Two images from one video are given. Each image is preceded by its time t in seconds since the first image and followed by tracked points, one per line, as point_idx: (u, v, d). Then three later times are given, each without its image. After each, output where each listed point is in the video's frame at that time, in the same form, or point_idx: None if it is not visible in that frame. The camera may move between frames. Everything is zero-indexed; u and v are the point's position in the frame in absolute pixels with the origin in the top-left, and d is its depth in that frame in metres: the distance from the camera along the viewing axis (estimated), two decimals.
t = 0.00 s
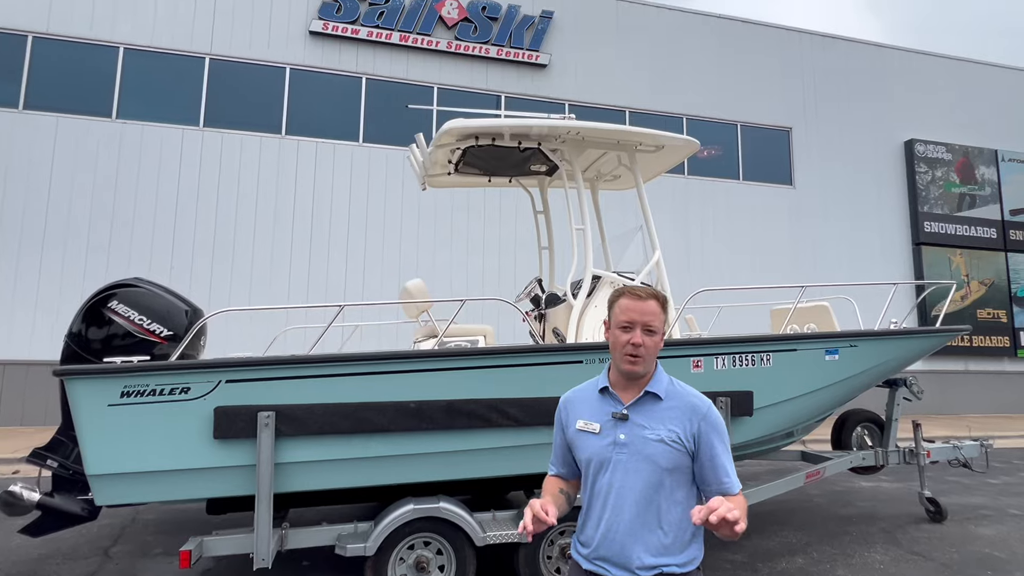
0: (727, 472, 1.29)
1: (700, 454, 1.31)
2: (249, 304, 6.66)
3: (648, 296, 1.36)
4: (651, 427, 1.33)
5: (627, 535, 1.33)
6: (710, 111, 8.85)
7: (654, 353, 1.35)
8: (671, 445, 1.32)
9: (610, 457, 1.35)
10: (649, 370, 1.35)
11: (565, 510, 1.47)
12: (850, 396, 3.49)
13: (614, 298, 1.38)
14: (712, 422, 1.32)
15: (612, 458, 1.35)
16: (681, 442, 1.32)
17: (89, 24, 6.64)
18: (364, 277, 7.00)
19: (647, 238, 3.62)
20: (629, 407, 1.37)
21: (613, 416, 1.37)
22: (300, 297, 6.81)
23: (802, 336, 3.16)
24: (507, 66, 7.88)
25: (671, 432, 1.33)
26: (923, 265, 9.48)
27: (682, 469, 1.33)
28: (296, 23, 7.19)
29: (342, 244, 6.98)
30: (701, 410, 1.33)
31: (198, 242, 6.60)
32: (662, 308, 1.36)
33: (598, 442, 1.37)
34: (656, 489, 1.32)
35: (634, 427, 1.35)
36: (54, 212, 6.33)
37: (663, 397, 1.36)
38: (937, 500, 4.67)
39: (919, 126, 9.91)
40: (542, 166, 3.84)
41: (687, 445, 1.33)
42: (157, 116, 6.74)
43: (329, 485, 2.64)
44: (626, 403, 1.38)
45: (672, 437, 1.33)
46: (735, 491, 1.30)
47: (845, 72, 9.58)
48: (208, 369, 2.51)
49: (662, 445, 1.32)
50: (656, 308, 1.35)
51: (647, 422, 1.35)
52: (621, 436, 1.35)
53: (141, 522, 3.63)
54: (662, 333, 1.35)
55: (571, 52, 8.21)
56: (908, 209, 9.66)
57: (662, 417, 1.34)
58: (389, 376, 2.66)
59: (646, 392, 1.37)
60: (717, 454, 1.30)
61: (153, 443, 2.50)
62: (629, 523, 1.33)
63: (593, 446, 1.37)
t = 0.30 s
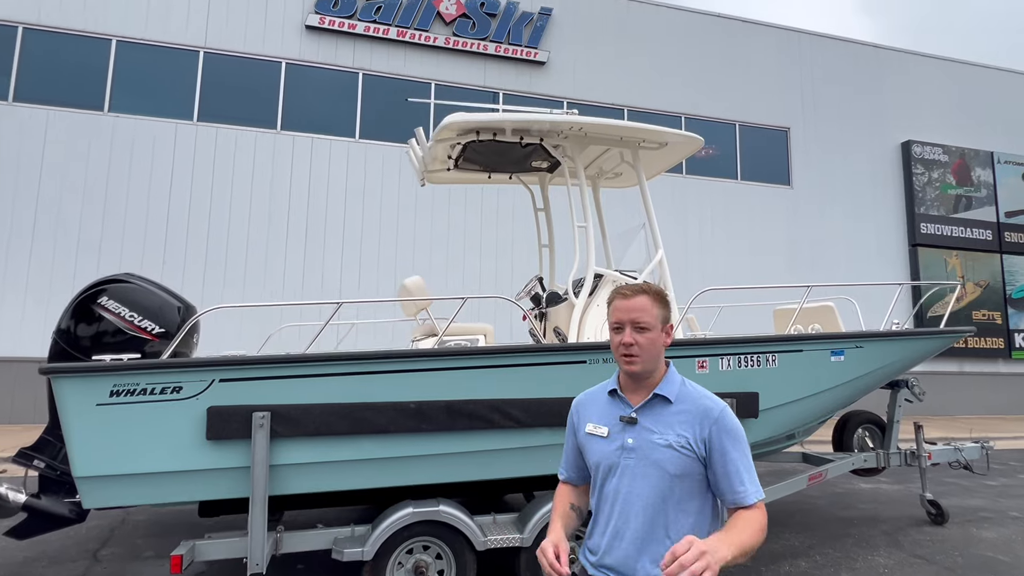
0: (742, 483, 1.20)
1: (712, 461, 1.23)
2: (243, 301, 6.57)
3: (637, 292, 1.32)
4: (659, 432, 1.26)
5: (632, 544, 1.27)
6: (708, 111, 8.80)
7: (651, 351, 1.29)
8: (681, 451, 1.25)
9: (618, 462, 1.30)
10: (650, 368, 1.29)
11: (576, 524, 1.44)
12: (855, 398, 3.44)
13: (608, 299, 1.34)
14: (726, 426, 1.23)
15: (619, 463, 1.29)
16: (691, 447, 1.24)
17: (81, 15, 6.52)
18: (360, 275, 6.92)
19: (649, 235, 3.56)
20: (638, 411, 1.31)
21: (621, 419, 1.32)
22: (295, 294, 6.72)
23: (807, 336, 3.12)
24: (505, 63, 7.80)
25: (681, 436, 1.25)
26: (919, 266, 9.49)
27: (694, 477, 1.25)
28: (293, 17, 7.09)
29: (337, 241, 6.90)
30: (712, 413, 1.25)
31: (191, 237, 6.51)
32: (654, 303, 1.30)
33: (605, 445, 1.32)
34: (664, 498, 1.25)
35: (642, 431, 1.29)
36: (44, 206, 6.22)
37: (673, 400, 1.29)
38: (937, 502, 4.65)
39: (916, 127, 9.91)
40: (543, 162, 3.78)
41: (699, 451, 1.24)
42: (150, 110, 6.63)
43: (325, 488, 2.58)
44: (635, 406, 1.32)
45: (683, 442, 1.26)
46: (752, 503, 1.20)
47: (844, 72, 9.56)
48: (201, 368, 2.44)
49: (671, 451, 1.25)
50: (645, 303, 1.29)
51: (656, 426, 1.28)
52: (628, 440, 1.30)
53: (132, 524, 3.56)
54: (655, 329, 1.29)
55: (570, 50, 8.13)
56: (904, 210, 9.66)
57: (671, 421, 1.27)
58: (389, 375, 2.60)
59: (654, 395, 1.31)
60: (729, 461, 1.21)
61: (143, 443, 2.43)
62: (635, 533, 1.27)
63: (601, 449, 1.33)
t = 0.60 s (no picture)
0: (734, 491, 1.14)
1: (706, 468, 1.19)
2: (236, 298, 6.48)
3: (623, 294, 1.34)
4: (655, 435, 1.25)
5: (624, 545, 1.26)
6: (706, 110, 8.77)
7: (633, 350, 1.29)
8: (675, 455, 1.22)
9: (617, 463, 1.31)
10: (635, 368, 1.30)
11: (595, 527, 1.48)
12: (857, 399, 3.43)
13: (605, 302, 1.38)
14: (721, 433, 1.18)
15: (619, 465, 1.30)
16: (686, 452, 1.22)
17: (71, 7, 6.40)
18: (355, 273, 6.84)
19: (651, 234, 3.52)
20: (639, 414, 1.32)
21: (624, 422, 1.33)
22: (289, 292, 6.63)
23: (811, 337, 3.11)
24: (503, 60, 7.74)
25: (676, 440, 1.23)
26: (913, 267, 9.52)
27: (689, 483, 1.22)
28: (287, 12, 7.00)
29: (332, 239, 6.82)
30: (710, 419, 1.21)
31: (184, 234, 6.41)
32: (636, 303, 1.31)
33: (606, 447, 1.34)
34: (659, 502, 1.24)
35: (642, 435, 1.28)
36: (33, 201, 6.10)
37: (674, 404, 1.27)
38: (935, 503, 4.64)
39: (911, 130, 9.93)
40: (544, 160, 3.73)
41: (695, 456, 1.21)
42: (141, 104, 6.52)
43: (325, 489, 2.56)
44: (638, 408, 1.33)
45: (679, 447, 1.23)
46: (745, 514, 1.14)
47: (840, 74, 9.56)
48: (196, 368, 2.40)
49: (666, 455, 1.23)
50: (625, 303, 1.31)
51: (654, 430, 1.27)
52: (629, 443, 1.30)
53: (125, 526, 3.50)
54: (635, 328, 1.29)
55: (567, 47, 8.07)
56: (899, 212, 9.68)
57: (669, 425, 1.25)
58: (389, 375, 2.58)
59: (653, 398, 1.30)
60: (720, 469, 1.16)
61: (136, 444, 2.38)
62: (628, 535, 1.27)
63: (604, 451, 1.34)
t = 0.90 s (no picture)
0: (715, 483, 1.10)
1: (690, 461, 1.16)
2: (228, 295, 6.41)
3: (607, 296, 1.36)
4: (641, 429, 1.25)
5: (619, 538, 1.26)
6: (700, 110, 8.76)
7: (613, 350, 1.31)
8: (660, 448, 1.21)
9: (611, 457, 1.31)
10: (617, 369, 1.31)
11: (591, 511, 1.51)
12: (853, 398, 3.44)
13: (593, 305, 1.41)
14: (702, 425, 1.15)
15: (613, 458, 1.31)
16: (670, 445, 1.20)
17: None
18: (348, 270, 6.79)
19: (650, 232, 3.50)
20: (631, 409, 1.31)
21: (618, 417, 1.34)
22: (281, 290, 6.57)
23: (810, 336, 3.11)
24: (498, 58, 7.70)
25: (660, 433, 1.22)
26: (904, 267, 9.59)
27: (677, 476, 1.20)
28: (281, 7, 6.93)
29: (325, 236, 6.76)
30: (694, 411, 1.18)
31: (175, 230, 6.33)
32: (613, 304, 1.32)
33: (603, 440, 1.35)
34: (649, 497, 1.22)
35: (632, 429, 1.28)
36: (19, 195, 5.99)
37: (661, 398, 1.26)
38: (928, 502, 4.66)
39: (902, 132, 9.99)
40: (542, 157, 3.71)
41: (679, 449, 1.19)
42: (131, 98, 6.43)
43: (321, 489, 2.53)
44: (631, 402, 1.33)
45: (664, 440, 1.21)
46: (729, 507, 1.09)
47: (833, 75, 9.60)
48: (191, 365, 2.37)
49: (651, 448, 1.22)
50: (605, 305, 1.34)
51: (643, 423, 1.26)
52: (621, 437, 1.30)
53: (115, 527, 3.45)
54: (611, 328, 1.31)
55: (562, 46, 8.04)
56: (890, 213, 9.74)
57: (656, 419, 1.24)
58: (387, 374, 2.56)
59: (643, 393, 1.29)
60: (702, 462, 1.13)
61: (128, 443, 2.34)
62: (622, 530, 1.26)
63: (600, 445, 1.36)
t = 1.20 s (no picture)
0: (702, 478, 1.10)
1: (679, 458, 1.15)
2: (218, 293, 6.35)
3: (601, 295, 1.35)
4: (631, 426, 1.24)
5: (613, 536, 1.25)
6: (693, 110, 8.77)
7: (609, 350, 1.30)
8: (650, 445, 1.20)
9: (604, 455, 1.31)
10: (613, 369, 1.30)
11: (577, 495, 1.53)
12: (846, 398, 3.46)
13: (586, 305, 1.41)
14: (690, 421, 1.14)
15: (606, 457, 1.30)
16: (659, 442, 1.19)
17: None
18: (340, 268, 6.74)
19: (646, 232, 3.50)
20: (624, 407, 1.31)
21: (611, 416, 1.33)
22: (272, 288, 6.52)
23: (804, 336, 3.12)
24: (492, 56, 7.67)
25: (650, 430, 1.21)
26: (893, 268, 9.67)
27: (666, 473, 1.19)
28: (273, 3, 6.85)
29: (317, 234, 6.71)
30: (681, 407, 1.17)
31: (165, 228, 6.26)
32: (607, 303, 1.31)
33: (598, 439, 1.35)
34: (640, 494, 1.21)
35: (624, 427, 1.27)
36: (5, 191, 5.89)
37: (652, 396, 1.25)
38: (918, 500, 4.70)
39: (892, 133, 10.07)
40: (537, 156, 3.70)
41: (668, 446, 1.18)
42: (121, 93, 6.34)
43: (315, 489, 2.51)
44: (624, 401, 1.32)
45: (653, 437, 1.20)
46: (717, 502, 1.08)
47: (825, 75, 9.66)
48: (184, 364, 2.34)
49: (642, 445, 1.21)
50: (600, 305, 1.32)
51: (634, 421, 1.26)
52: (614, 436, 1.29)
53: (103, 529, 3.40)
54: (607, 328, 1.29)
55: (556, 45, 8.02)
56: (880, 214, 9.81)
57: (647, 416, 1.23)
58: (382, 373, 2.53)
59: (636, 392, 1.28)
60: (689, 458, 1.12)
61: (118, 443, 2.30)
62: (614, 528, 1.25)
63: (594, 443, 1.35)
